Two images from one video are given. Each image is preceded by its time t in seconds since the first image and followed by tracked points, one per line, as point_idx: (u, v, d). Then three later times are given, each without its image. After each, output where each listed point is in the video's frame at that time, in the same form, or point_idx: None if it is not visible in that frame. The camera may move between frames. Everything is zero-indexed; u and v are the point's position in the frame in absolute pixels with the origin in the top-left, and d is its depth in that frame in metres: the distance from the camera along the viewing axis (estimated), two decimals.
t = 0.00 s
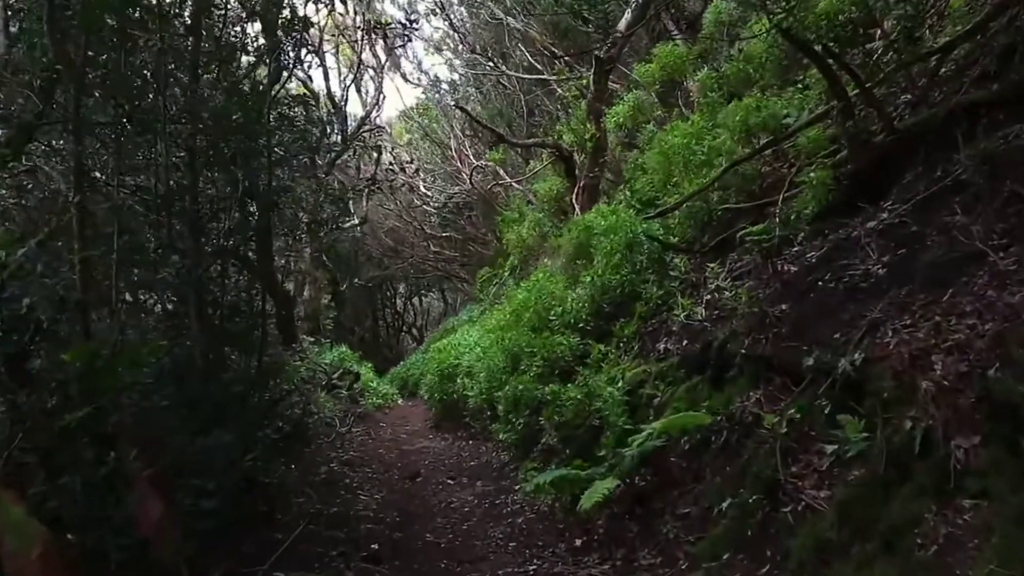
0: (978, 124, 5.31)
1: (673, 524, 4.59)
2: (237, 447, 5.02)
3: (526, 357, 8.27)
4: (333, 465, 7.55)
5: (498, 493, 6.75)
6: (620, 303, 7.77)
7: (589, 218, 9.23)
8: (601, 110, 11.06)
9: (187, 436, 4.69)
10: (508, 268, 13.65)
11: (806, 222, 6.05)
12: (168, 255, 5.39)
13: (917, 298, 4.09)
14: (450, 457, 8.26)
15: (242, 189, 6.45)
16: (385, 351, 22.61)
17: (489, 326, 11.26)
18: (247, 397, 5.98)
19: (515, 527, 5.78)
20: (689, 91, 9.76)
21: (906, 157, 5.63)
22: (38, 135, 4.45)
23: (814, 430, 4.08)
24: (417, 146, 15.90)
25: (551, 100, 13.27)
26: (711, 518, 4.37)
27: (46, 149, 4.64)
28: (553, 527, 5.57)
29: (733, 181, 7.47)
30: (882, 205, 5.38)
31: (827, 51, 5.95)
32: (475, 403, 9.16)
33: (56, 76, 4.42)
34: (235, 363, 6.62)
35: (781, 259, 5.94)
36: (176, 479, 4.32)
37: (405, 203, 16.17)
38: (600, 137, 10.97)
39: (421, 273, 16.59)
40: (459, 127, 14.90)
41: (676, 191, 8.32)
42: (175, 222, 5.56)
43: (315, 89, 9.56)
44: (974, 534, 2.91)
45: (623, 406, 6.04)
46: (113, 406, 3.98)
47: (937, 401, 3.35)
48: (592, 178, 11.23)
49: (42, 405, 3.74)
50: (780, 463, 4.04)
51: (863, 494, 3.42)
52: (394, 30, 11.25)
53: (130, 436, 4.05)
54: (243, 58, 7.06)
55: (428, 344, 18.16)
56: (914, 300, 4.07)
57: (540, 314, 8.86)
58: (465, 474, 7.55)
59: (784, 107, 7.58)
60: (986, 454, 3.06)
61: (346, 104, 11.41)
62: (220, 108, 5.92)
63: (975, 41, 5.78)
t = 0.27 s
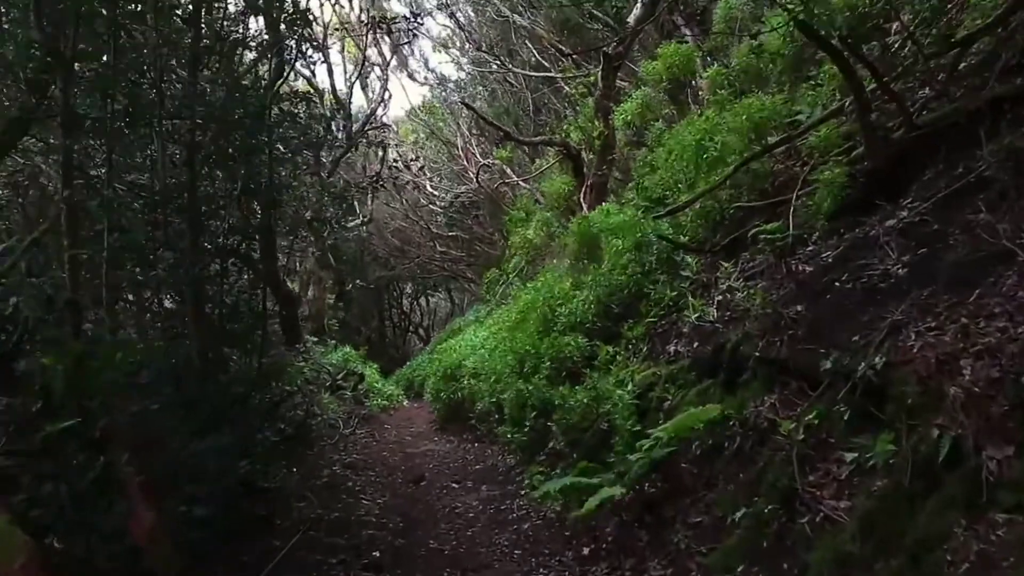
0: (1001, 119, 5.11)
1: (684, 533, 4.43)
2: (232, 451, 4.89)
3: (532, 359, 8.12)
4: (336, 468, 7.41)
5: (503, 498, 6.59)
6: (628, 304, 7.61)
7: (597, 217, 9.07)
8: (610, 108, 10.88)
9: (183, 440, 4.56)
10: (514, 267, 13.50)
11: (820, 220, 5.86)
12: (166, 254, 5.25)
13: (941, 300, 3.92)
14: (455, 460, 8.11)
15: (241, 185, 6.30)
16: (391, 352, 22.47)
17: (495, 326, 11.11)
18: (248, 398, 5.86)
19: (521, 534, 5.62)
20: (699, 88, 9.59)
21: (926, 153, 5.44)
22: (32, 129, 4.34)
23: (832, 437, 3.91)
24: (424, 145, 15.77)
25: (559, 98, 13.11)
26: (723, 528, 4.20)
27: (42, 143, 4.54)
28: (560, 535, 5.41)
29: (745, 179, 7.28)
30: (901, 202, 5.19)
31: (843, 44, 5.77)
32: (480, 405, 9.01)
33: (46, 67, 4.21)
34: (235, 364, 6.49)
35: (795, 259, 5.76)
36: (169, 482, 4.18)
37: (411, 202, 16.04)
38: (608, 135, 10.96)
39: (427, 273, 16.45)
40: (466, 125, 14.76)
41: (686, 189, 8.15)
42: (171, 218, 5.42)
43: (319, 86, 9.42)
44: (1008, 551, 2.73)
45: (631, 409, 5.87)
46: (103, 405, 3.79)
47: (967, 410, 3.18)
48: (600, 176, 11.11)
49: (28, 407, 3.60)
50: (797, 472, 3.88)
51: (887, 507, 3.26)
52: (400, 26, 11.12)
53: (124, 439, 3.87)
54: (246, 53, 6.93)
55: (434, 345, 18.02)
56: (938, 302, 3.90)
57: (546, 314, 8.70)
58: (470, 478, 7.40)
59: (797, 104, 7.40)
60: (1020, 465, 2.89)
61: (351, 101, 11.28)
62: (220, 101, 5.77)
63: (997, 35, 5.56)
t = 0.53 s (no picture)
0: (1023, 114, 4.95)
1: (695, 541, 4.29)
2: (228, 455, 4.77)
3: (539, 360, 7.99)
4: (339, 470, 7.29)
5: (509, 502, 6.46)
6: (636, 304, 7.47)
7: (604, 216, 8.93)
8: (618, 105, 10.73)
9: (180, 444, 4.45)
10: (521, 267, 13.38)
11: (834, 219, 5.70)
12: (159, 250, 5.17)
13: (962, 301, 3.77)
14: (459, 463, 7.99)
15: (240, 183, 6.18)
16: (397, 352, 22.36)
17: (501, 327, 10.98)
18: (250, 400, 5.76)
19: (527, 540, 5.48)
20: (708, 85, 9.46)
21: (944, 150, 5.28)
22: (23, 127, 4.19)
23: (849, 443, 3.77)
24: (430, 144, 15.65)
25: (566, 96, 12.98)
26: (736, 537, 4.06)
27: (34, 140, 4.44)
28: (566, 541, 5.28)
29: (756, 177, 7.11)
30: (918, 200, 5.03)
31: (857, 38, 5.62)
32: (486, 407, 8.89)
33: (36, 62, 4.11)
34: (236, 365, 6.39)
35: (807, 258, 5.61)
36: (165, 488, 4.08)
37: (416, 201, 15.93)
38: (615, 133, 10.85)
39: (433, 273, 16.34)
40: (472, 124, 14.63)
41: (695, 188, 8.00)
42: (173, 217, 5.29)
43: (323, 83, 9.31)
44: None
45: (640, 413, 5.74)
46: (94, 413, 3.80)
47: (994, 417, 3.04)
48: (607, 177, 11.10)
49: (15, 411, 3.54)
50: (813, 479, 3.74)
51: (910, 518, 3.12)
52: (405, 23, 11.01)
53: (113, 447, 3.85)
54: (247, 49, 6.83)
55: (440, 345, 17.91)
56: (960, 304, 3.76)
57: (552, 315, 8.57)
58: (475, 481, 7.27)
59: (809, 101, 7.25)
60: None
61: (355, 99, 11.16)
62: (220, 96, 5.65)
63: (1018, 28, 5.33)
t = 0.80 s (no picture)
0: None
1: (708, 551, 4.12)
2: (227, 459, 4.65)
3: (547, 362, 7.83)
4: (344, 473, 7.16)
5: (517, 508, 6.31)
6: (647, 305, 7.31)
7: (614, 216, 8.75)
8: (628, 102, 10.55)
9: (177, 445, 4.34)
10: (529, 267, 13.23)
11: (853, 217, 5.51)
12: (158, 247, 5.06)
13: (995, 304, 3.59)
14: (466, 466, 7.85)
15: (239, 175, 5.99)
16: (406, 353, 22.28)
17: (510, 327, 10.84)
18: (252, 401, 5.61)
19: (535, 547, 5.33)
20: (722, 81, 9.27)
21: (968, 145, 5.09)
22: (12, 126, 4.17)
23: (873, 452, 3.61)
24: (438, 143, 15.53)
25: (575, 94, 12.83)
26: (751, 548, 3.89)
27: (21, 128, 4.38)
28: (575, 549, 5.12)
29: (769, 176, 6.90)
30: (941, 198, 4.85)
31: (877, 31, 5.47)
32: (494, 409, 8.75)
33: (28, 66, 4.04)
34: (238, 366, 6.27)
35: (825, 258, 5.43)
36: (155, 491, 3.98)
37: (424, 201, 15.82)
38: (625, 131, 10.63)
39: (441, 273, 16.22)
40: (480, 122, 14.49)
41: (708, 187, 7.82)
42: (171, 213, 5.15)
43: (329, 80, 9.20)
44: None
45: (651, 417, 5.57)
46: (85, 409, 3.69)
47: None
48: (619, 175, 10.84)
49: None
50: (835, 489, 3.57)
51: (938, 531, 2.95)
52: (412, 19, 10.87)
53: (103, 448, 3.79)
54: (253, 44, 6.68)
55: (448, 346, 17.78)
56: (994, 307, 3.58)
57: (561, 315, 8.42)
58: (482, 485, 7.13)
59: (825, 96, 7.06)
60: None
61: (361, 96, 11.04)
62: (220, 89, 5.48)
63: None
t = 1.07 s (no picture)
0: None
1: (725, 564, 3.94)
2: (228, 465, 4.53)
3: (558, 364, 7.66)
4: (351, 477, 7.00)
5: (526, 514, 6.15)
6: (660, 306, 7.13)
7: (627, 216, 8.57)
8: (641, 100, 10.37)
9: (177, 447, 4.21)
10: (540, 268, 13.07)
11: (875, 216, 5.30)
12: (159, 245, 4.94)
13: None
14: (475, 470, 7.70)
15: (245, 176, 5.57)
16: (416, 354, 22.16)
17: (520, 328, 10.68)
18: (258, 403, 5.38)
19: (544, 557, 5.16)
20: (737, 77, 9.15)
21: (996, 141, 4.89)
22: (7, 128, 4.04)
23: (901, 462, 3.44)
24: (448, 142, 15.40)
25: (587, 93, 12.67)
26: (770, 561, 3.71)
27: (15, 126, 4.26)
28: (586, 559, 4.95)
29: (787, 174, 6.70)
30: (969, 196, 4.65)
31: (900, 23, 5.29)
32: (504, 412, 8.59)
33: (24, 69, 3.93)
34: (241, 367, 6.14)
35: (846, 258, 5.23)
36: (152, 496, 3.87)
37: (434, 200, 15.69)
38: (638, 129, 10.30)
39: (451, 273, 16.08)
40: (491, 121, 14.34)
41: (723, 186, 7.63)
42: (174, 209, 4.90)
43: (338, 78, 9.09)
44: None
45: (665, 422, 5.39)
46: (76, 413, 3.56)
47: None
48: (632, 173, 10.52)
49: None
50: (861, 501, 3.40)
51: (975, 550, 2.78)
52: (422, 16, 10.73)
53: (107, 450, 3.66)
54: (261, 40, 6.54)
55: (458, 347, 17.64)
56: None
57: (572, 316, 8.25)
58: (491, 490, 6.97)
59: (844, 92, 6.86)
60: None
61: (371, 94, 10.91)
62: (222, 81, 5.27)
63: None
